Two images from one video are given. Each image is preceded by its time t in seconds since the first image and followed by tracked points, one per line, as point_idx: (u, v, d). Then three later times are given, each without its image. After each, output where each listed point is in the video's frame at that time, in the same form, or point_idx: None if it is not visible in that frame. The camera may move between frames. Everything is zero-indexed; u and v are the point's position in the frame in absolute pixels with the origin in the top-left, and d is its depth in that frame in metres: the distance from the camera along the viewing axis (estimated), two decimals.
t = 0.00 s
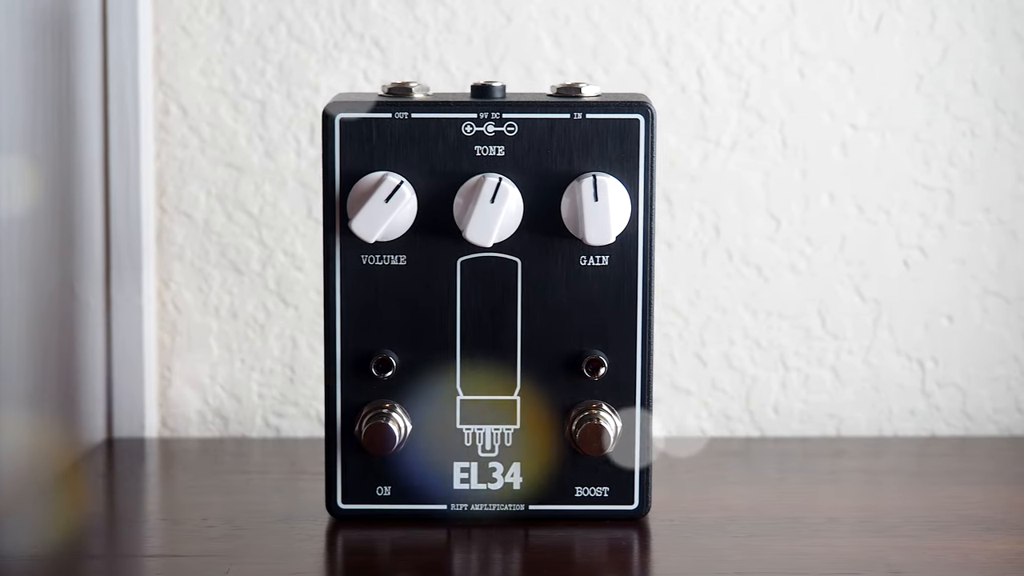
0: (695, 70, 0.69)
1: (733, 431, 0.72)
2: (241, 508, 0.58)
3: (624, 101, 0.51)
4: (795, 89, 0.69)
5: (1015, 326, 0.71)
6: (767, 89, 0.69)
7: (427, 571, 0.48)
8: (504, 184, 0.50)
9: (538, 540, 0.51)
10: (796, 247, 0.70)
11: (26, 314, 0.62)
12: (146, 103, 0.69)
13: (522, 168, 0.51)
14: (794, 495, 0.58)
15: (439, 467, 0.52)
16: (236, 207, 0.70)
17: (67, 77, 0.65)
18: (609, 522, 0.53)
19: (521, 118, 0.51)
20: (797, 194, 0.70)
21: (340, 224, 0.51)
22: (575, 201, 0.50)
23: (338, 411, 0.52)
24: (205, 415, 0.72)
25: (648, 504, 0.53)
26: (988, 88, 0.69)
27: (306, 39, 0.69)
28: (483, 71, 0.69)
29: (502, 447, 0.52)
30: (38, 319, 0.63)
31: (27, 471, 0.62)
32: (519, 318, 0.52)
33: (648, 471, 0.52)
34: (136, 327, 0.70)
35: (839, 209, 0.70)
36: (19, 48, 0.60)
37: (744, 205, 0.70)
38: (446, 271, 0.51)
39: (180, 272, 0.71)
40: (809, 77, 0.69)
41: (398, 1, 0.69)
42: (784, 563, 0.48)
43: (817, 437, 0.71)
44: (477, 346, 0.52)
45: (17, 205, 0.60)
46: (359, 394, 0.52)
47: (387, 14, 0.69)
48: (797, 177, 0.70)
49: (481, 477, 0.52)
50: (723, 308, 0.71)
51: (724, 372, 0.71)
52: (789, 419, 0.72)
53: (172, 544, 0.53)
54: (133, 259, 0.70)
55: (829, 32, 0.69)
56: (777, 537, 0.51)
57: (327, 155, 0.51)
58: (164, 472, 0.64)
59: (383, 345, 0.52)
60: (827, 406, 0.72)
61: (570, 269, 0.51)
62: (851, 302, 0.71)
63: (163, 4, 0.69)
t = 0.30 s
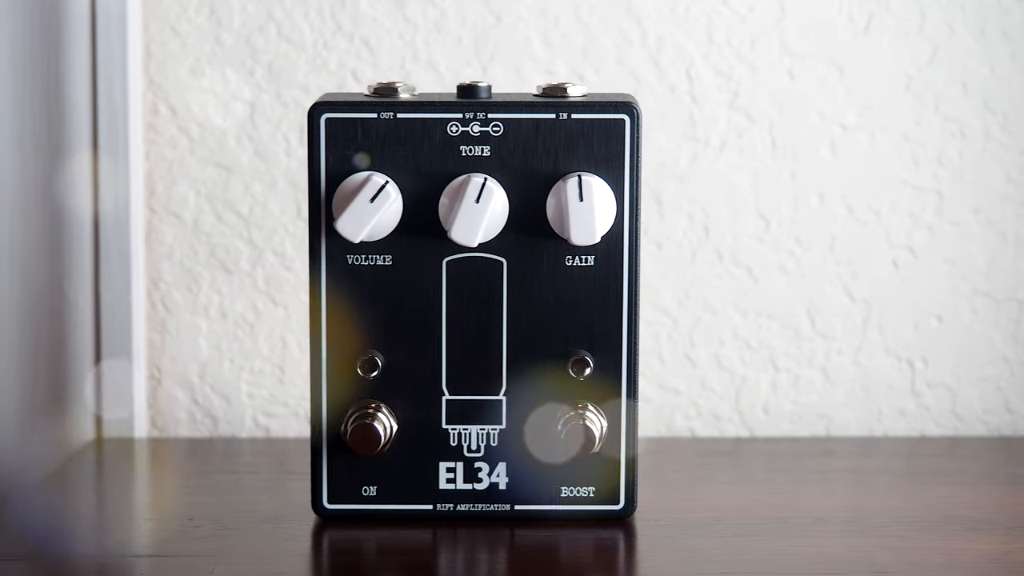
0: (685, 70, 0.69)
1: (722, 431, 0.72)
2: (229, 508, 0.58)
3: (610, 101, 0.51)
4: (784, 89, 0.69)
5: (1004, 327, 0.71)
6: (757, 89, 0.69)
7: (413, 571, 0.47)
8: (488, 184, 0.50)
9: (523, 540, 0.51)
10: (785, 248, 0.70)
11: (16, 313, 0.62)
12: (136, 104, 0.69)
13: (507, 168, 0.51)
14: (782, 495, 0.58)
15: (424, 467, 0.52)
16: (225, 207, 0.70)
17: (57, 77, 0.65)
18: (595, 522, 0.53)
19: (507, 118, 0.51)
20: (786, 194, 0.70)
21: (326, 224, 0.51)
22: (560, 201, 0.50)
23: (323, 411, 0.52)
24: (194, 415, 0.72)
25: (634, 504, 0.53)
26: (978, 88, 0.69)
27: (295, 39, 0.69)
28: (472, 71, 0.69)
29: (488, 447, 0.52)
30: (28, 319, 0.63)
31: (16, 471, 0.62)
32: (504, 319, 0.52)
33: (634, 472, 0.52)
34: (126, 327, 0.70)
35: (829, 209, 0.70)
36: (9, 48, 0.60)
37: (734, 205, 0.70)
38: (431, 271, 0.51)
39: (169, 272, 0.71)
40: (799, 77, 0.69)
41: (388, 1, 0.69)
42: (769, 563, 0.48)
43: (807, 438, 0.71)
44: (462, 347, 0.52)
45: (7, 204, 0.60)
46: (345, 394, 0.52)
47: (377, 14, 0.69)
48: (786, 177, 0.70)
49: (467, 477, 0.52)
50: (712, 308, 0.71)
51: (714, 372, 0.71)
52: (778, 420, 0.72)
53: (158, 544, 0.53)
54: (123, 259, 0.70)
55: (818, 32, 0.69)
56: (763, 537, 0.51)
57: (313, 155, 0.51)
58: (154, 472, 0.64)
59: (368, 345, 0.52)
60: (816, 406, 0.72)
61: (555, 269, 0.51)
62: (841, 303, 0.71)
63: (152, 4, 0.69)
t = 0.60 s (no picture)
0: (674, 70, 0.69)
1: (711, 431, 0.72)
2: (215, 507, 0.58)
3: (595, 101, 0.51)
4: (773, 89, 0.69)
5: (993, 327, 0.71)
6: (745, 89, 0.69)
7: (399, 571, 0.47)
8: (473, 184, 0.50)
9: (509, 540, 0.51)
10: (774, 247, 0.70)
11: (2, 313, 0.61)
12: (124, 104, 0.69)
13: (492, 168, 0.51)
14: (769, 494, 0.58)
15: (410, 467, 0.52)
16: (214, 207, 0.70)
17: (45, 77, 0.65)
18: (581, 522, 0.53)
19: (492, 118, 0.51)
20: (775, 194, 0.70)
21: (311, 224, 0.51)
22: (545, 201, 0.50)
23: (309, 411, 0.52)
24: (183, 415, 0.72)
25: (619, 504, 0.53)
26: (967, 88, 0.69)
27: (285, 39, 0.69)
28: (461, 71, 0.69)
29: (473, 447, 0.52)
30: (15, 318, 0.63)
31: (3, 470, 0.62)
32: (490, 318, 0.52)
33: (619, 472, 0.52)
34: (114, 327, 0.70)
35: (818, 209, 0.70)
36: None
37: (723, 205, 0.70)
38: (417, 271, 0.51)
39: (158, 272, 0.71)
40: (788, 77, 0.69)
41: (377, 1, 0.69)
42: (753, 563, 0.48)
43: (796, 437, 0.71)
44: (448, 347, 0.52)
45: None
46: (331, 395, 0.52)
47: (366, 14, 0.69)
48: (775, 177, 0.70)
49: (452, 477, 0.52)
50: (701, 308, 0.71)
51: (703, 372, 0.71)
52: (767, 420, 0.72)
53: (142, 543, 0.53)
54: (111, 259, 0.70)
55: (807, 32, 0.69)
56: (748, 537, 0.51)
57: (298, 155, 0.51)
58: (141, 472, 0.64)
59: (354, 346, 0.52)
60: (805, 406, 0.72)
61: (540, 269, 0.51)
62: (830, 302, 0.71)
63: (141, 4, 0.69)
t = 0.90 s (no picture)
0: (663, 70, 0.69)
1: (701, 431, 0.72)
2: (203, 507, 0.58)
3: (581, 101, 0.51)
4: (762, 89, 0.69)
5: (983, 327, 0.71)
6: (735, 89, 0.69)
7: (385, 571, 0.47)
8: (459, 184, 0.50)
9: (495, 540, 0.51)
10: (764, 247, 0.70)
11: None
12: (114, 103, 0.69)
13: (478, 168, 0.51)
14: (756, 494, 0.58)
15: (396, 467, 0.52)
16: (204, 207, 0.70)
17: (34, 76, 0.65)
18: (567, 522, 0.53)
19: (478, 117, 0.51)
20: (765, 194, 0.70)
21: (297, 223, 0.51)
22: (531, 200, 0.50)
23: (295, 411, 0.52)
24: (173, 414, 0.72)
25: (606, 504, 0.53)
26: (957, 88, 0.69)
27: (274, 39, 0.69)
28: (451, 71, 0.69)
29: (459, 447, 0.52)
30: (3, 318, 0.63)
31: None
32: (476, 318, 0.52)
33: (606, 472, 0.52)
34: (104, 327, 0.70)
35: (808, 209, 0.70)
36: None
37: (712, 205, 0.70)
38: (403, 271, 0.51)
39: (148, 271, 0.71)
40: (778, 77, 0.69)
41: (367, 1, 0.69)
42: (737, 563, 0.48)
43: (785, 437, 0.71)
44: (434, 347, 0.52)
45: None
46: (317, 394, 0.52)
47: (356, 14, 0.69)
48: (765, 177, 0.70)
49: (438, 476, 0.52)
50: (691, 308, 0.71)
51: (693, 372, 0.71)
52: (757, 420, 0.72)
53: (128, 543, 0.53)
54: (101, 259, 0.70)
55: (798, 32, 0.69)
56: (733, 537, 0.51)
57: (284, 154, 0.51)
58: (130, 472, 0.64)
59: (340, 345, 0.52)
60: (795, 406, 0.72)
61: (526, 269, 0.51)
62: (819, 302, 0.71)
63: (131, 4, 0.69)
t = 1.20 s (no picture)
0: (654, 70, 0.69)
1: (692, 430, 0.72)
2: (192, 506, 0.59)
3: (568, 101, 0.51)
4: (753, 88, 0.69)
5: (973, 327, 0.71)
6: (726, 89, 0.69)
7: (372, 571, 0.47)
8: (445, 184, 0.50)
9: (482, 540, 0.51)
10: (755, 246, 0.70)
11: None
12: (104, 103, 0.69)
13: (464, 167, 0.51)
14: (744, 493, 0.58)
15: (384, 467, 0.52)
16: (195, 206, 0.70)
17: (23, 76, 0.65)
18: (554, 522, 0.53)
19: (464, 117, 0.51)
20: (755, 193, 0.70)
21: (284, 223, 0.51)
22: (517, 200, 0.50)
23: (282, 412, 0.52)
24: (164, 414, 0.72)
25: (593, 504, 0.53)
26: (947, 88, 0.69)
27: (265, 39, 0.69)
28: (442, 71, 0.69)
29: (446, 447, 0.52)
30: None
31: None
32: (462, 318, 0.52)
33: (592, 471, 0.53)
34: (94, 326, 0.70)
35: (798, 208, 0.70)
36: None
37: (703, 204, 0.70)
38: (390, 271, 0.52)
39: (138, 271, 0.71)
40: (768, 77, 0.69)
41: (357, 1, 0.69)
42: (722, 563, 0.48)
43: (775, 437, 0.71)
44: (421, 346, 0.52)
45: None
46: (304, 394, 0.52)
47: (347, 14, 0.69)
48: (755, 177, 0.70)
49: (425, 476, 0.52)
50: (682, 308, 0.71)
51: (683, 372, 0.71)
52: (747, 419, 0.72)
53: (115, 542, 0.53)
54: (91, 258, 0.70)
55: (788, 31, 0.69)
56: (719, 536, 0.51)
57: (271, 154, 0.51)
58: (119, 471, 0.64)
59: (327, 345, 0.52)
60: (785, 406, 0.72)
61: (513, 269, 0.51)
62: (810, 302, 0.71)
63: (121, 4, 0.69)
